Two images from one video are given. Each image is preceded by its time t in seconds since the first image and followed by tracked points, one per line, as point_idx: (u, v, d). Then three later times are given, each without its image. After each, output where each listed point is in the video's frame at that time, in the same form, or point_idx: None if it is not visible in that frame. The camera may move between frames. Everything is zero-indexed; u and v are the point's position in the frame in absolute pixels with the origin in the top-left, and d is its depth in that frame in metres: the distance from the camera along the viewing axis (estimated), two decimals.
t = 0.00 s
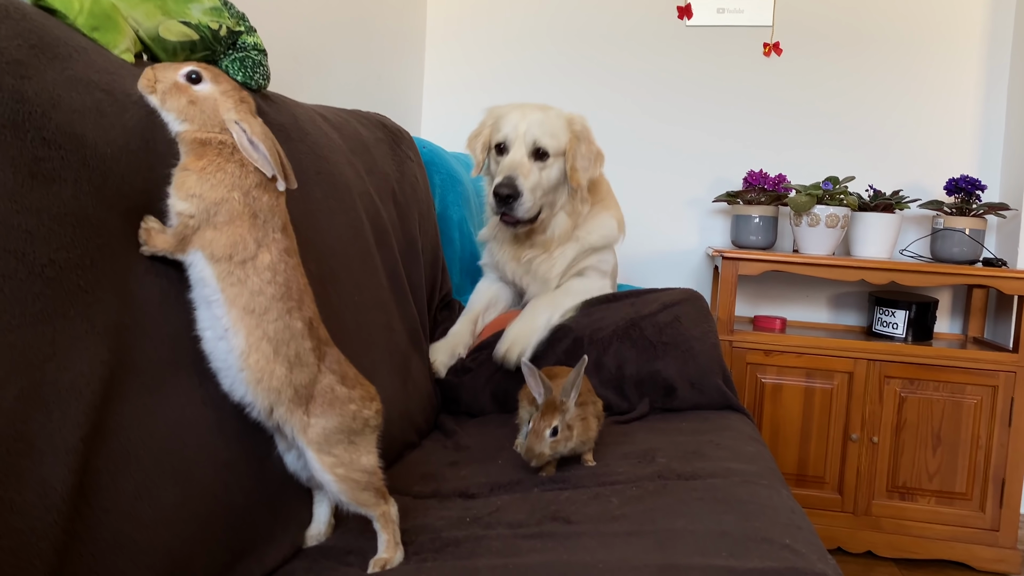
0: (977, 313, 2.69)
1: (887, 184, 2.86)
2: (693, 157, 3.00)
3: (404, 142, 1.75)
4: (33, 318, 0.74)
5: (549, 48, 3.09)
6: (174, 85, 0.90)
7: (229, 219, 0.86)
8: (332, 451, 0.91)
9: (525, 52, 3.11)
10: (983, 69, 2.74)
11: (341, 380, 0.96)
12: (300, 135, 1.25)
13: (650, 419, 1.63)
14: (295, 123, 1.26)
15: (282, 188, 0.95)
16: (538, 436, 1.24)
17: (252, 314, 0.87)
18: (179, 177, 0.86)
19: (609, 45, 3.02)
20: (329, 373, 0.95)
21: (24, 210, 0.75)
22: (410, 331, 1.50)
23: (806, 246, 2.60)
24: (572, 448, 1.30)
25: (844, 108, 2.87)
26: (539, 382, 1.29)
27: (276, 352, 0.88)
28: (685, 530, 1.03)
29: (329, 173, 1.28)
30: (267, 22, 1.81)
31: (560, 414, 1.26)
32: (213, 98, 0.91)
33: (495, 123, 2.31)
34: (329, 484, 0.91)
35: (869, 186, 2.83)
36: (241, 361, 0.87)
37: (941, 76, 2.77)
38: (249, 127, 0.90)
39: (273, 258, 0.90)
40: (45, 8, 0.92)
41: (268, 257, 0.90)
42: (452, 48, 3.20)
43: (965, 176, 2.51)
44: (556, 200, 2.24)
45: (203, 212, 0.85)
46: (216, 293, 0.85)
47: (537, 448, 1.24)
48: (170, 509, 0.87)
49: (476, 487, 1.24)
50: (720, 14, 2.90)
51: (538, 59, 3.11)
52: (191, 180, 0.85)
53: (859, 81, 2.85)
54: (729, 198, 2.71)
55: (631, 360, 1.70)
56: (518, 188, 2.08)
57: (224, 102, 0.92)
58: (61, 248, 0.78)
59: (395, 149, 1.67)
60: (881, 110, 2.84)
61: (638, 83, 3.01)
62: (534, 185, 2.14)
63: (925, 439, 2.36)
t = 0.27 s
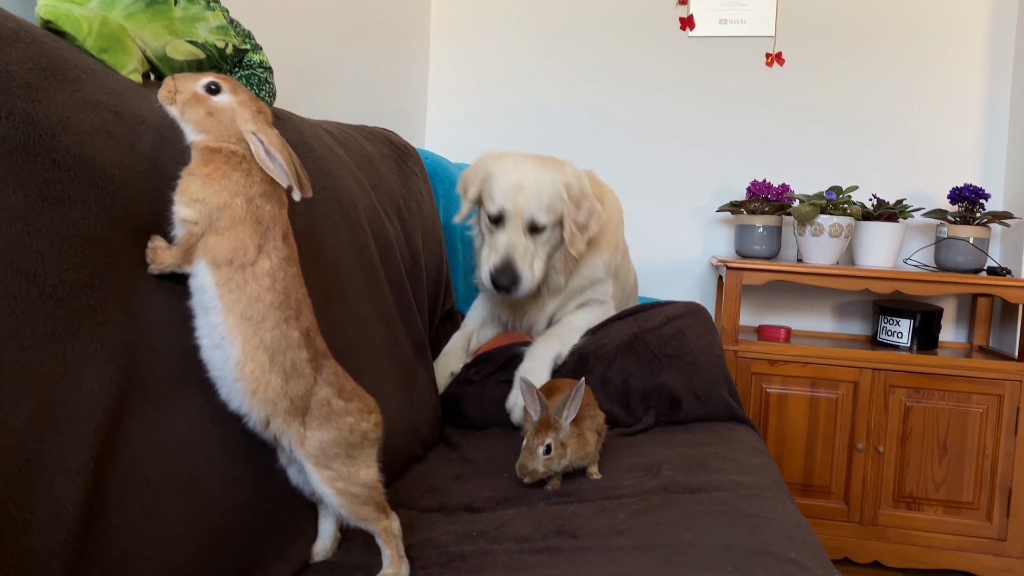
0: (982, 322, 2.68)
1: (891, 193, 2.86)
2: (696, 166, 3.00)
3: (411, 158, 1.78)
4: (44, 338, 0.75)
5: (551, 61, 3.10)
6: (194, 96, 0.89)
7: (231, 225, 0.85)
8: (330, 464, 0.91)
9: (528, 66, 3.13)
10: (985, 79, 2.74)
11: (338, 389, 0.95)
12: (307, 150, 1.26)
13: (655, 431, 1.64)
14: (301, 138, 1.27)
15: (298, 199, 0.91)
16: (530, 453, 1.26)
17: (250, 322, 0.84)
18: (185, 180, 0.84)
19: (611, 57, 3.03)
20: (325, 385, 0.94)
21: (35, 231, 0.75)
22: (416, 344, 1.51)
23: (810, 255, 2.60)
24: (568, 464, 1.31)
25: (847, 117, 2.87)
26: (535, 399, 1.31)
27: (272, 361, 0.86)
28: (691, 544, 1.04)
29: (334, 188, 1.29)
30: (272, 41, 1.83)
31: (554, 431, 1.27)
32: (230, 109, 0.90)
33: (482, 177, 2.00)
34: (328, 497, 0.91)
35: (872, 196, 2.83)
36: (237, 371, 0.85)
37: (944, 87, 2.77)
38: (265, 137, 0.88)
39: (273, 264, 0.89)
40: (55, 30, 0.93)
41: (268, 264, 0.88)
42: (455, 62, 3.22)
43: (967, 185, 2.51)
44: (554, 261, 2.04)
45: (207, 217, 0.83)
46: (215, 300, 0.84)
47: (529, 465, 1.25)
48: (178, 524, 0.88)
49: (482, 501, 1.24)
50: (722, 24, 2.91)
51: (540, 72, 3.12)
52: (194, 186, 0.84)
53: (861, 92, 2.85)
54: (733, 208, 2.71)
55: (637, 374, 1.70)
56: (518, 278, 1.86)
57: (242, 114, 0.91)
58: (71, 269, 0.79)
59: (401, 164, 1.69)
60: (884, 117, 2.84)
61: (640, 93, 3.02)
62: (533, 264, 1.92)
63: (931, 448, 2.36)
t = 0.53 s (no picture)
0: (988, 328, 2.67)
1: (896, 200, 2.86)
2: (700, 173, 3.00)
3: (415, 166, 1.78)
4: (48, 352, 0.75)
5: (554, 72, 3.11)
6: (182, 137, 0.83)
7: (237, 254, 0.84)
8: (342, 479, 0.91)
9: (531, 75, 3.13)
10: (988, 87, 2.73)
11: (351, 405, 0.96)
12: (310, 162, 1.27)
13: (660, 441, 1.63)
14: (304, 150, 1.28)
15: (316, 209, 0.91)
16: (536, 460, 1.25)
17: (263, 347, 0.85)
18: (185, 220, 0.83)
19: (614, 66, 3.04)
20: (340, 401, 0.94)
21: (39, 246, 0.76)
22: (420, 354, 1.51)
23: (815, 263, 2.59)
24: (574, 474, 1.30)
25: (850, 123, 2.86)
26: (540, 410, 1.31)
27: (288, 383, 0.87)
28: (696, 555, 1.03)
29: (338, 200, 1.30)
30: (275, 54, 1.84)
31: (560, 439, 1.27)
32: (223, 143, 0.86)
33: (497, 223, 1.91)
34: (339, 513, 0.90)
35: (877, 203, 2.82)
36: (256, 395, 0.85)
37: (947, 95, 2.76)
38: (270, 160, 0.88)
39: (280, 288, 0.89)
40: (59, 45, 0.94)
41: (275, 288, 0.88)
42: (458, 73, 3.23)
43: (973, 192, 2.50)
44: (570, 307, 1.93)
45: (213, 249, 0.83)
46: (226, 328, 0.83)
47: (535, 472, 1.25)
48: (183, 537, 0.88)
49: (487, 512, 1.24)
50: (725, 32, 2.91)
51: (543, 82, 3.12)
52: (198, 222, 0.83)
53: (865, 100, 2.84)
54: (737, 215, 2.70)
55: (635, 395, 1.73)
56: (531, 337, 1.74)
57: (235, 143, 0.87)
58: (75, 283, 0.79)
59: (404, 174, 1.70)
60: (888, 122, 2.83)
61: (643, 100, 3.02)
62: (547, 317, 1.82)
63: (938, 456, 2.34)
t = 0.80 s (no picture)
0: (994, 333, 2.65)
1: (900, 205, 2.85)
2: (704, 179, 3.00)
3: (415, 166, 1.77)
4: (49, 363, 0.74)
5: (558, 79, 3.11)
6: (165, 196, 0.78)
7: (239, 299, 0.84)
8: (352, 488, 0.90)
9: (535, 83, 3.14)
10: (992, 90, 2.73)
11: (360, 416, 0.96)
12: (313, 171, 1.28)
13: (664, 448, 1.63)
14: (307, 158, 1.28)
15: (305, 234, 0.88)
16: (621, 453, 1.26)
17: (271, 376, 0.85)
18: (183, 270, 0.82)
19: (616, 71, 3.04)
20: (352, 413, 0.95)
21: (42, 255, 0.75)
22: (423, 362, 1.51)
23: (819, 268, 2.58)
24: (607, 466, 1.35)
25: (854, 128, 2.86)
26: (588, 404, 1.31)
27: (300, 405, 0.88)
28: (701, 563, 1.03)
29: (342, 208, 1.30)
30: (279, 65, 1.84)
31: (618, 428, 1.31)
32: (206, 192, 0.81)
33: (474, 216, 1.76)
34: (348, 521, 0.90)
35: (882, 209, 2.82)
36: (270, 418, 0.86)
37: (951, 99, 2.76)
38: (254, 198, 0.83)
39: (285, 321, 0.88)
40: (64, 56, 0.94)
41: (279, 323, 0.87)
42: (462, 80, 3.23)
43: (977, 196, 2.49)
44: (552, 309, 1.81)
45: (213, 295, 0.83)
46: (231, 361, 0.84)
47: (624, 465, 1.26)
48: (186, 547, 0.88)
49: (491, 521, 1.24)
50: (727, 38, 2.91)
51: (546, 89, 3.12)
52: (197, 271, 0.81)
53: (869, 104, 2.84)
54: (741, 220, 2.70)
55: (643, 394, 1.72)
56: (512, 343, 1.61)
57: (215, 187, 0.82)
58: (77, 294, 0.78)
59: (405, 175, 1.69)
60: (891, 127, 2.83)
61: (646, 105, 3.02)
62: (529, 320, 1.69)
63: (944, 462, 2.33)
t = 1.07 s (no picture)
0: (999, 337, 2.65)
1: (904, 209, 2.85)
2: (708, 184, 3.00)
3: (420, 175, 1.81)
4: (56, 372, 0.74)
5: (561, 85, 3.12)
6: (224, 200, 0.81)
7: (246, 319, 0.84)
8: (362, 495, 0.90)
9: (538, 89, 3.14)
10: (996, 93, 2.72)
11: (371, 424, 0.96)
12: (320, 180, 1.29)
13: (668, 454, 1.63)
14: (313, 167, 1.29)
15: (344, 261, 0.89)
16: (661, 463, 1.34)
17: (278, 394, 0.87)
18: (195, 278, 0.82)
19: (620, 76, 3.04)
20: (363, 422, 0.94)
21: (50, 265, 0.75)
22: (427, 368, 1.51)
23: (823, 272, 2.58)
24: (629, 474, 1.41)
25: (857, 131, 2.86)
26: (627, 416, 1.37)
27: (309, 418, 0.89)
28: (704, 568, 1.03)
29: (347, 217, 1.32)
30: (284, 73, 1.86)
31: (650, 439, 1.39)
32: (260, 203, 0.85)
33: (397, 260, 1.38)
34: (356, 527, 0.90)
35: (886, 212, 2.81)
36: (280, 431, 0.88)
37: (955, 103, 2.75)
38: (302, 218, 0.85)
39: (294, 342, 0.89)
40: (72, 67, 0.95)
41: (287, 344, 0.88)
42: (466, 86, 3.24)
43: (982, 200, 2.50)
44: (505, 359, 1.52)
45: (222, 312, 0.83)
46: (241, 379, 0.86)
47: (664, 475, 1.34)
48: (192, 554, 0.88)
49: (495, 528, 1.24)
50: (730, 42, 2.92)
51: (549, 94, 3.13)
52: (209, 285, 0.82)
53: (872, 108, 2.84)
54: (745, 225, 2.70)
55: (660, 390, 1.71)
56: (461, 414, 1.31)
57: (269, 201, 0.86)
58: (84, 303, 0.78)
59: (410, 185, 1.73)
60: (895, 129, 2.83)
61: (649, 110, 3.03)
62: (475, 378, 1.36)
63: (950, 467, 2.33)
